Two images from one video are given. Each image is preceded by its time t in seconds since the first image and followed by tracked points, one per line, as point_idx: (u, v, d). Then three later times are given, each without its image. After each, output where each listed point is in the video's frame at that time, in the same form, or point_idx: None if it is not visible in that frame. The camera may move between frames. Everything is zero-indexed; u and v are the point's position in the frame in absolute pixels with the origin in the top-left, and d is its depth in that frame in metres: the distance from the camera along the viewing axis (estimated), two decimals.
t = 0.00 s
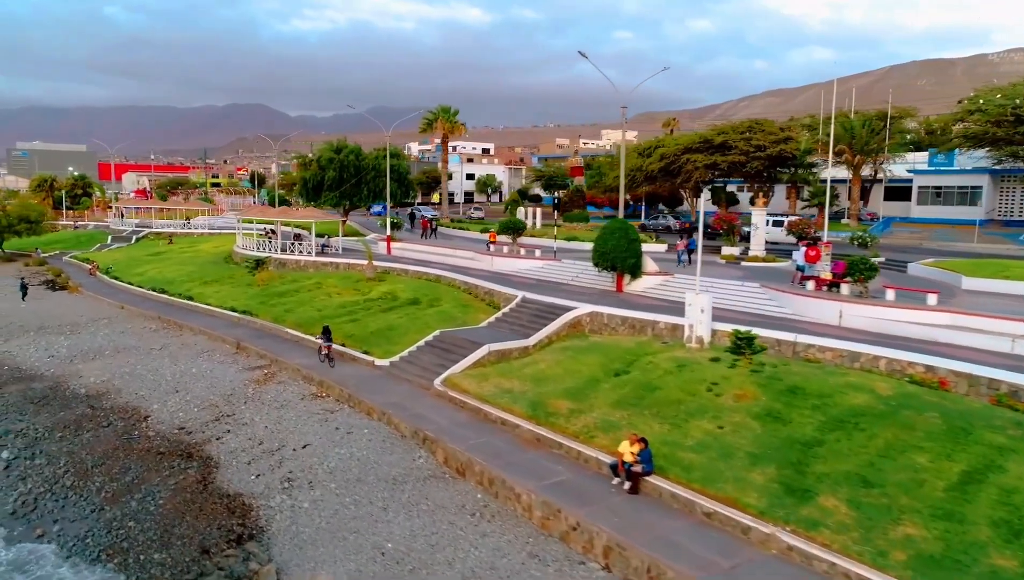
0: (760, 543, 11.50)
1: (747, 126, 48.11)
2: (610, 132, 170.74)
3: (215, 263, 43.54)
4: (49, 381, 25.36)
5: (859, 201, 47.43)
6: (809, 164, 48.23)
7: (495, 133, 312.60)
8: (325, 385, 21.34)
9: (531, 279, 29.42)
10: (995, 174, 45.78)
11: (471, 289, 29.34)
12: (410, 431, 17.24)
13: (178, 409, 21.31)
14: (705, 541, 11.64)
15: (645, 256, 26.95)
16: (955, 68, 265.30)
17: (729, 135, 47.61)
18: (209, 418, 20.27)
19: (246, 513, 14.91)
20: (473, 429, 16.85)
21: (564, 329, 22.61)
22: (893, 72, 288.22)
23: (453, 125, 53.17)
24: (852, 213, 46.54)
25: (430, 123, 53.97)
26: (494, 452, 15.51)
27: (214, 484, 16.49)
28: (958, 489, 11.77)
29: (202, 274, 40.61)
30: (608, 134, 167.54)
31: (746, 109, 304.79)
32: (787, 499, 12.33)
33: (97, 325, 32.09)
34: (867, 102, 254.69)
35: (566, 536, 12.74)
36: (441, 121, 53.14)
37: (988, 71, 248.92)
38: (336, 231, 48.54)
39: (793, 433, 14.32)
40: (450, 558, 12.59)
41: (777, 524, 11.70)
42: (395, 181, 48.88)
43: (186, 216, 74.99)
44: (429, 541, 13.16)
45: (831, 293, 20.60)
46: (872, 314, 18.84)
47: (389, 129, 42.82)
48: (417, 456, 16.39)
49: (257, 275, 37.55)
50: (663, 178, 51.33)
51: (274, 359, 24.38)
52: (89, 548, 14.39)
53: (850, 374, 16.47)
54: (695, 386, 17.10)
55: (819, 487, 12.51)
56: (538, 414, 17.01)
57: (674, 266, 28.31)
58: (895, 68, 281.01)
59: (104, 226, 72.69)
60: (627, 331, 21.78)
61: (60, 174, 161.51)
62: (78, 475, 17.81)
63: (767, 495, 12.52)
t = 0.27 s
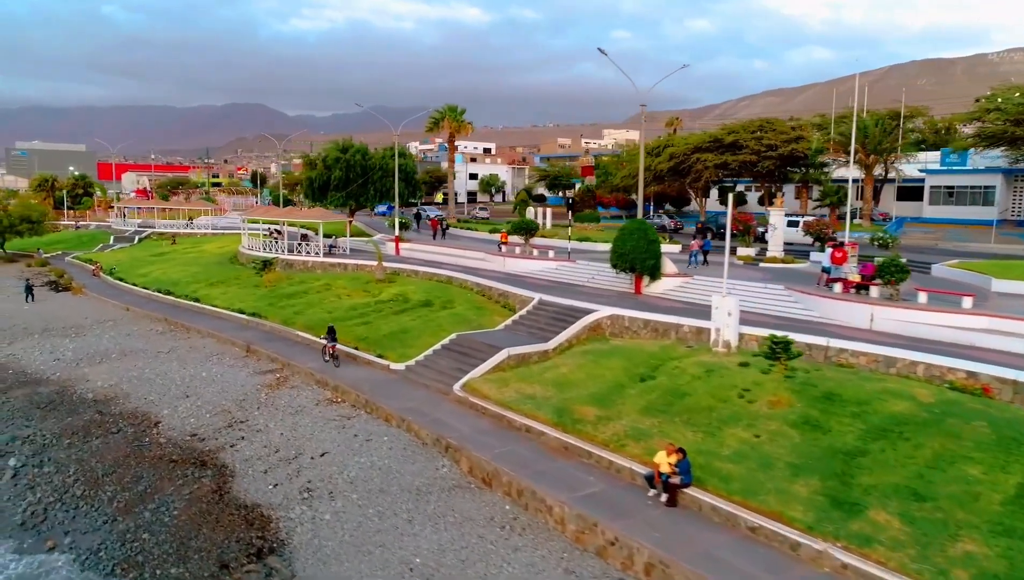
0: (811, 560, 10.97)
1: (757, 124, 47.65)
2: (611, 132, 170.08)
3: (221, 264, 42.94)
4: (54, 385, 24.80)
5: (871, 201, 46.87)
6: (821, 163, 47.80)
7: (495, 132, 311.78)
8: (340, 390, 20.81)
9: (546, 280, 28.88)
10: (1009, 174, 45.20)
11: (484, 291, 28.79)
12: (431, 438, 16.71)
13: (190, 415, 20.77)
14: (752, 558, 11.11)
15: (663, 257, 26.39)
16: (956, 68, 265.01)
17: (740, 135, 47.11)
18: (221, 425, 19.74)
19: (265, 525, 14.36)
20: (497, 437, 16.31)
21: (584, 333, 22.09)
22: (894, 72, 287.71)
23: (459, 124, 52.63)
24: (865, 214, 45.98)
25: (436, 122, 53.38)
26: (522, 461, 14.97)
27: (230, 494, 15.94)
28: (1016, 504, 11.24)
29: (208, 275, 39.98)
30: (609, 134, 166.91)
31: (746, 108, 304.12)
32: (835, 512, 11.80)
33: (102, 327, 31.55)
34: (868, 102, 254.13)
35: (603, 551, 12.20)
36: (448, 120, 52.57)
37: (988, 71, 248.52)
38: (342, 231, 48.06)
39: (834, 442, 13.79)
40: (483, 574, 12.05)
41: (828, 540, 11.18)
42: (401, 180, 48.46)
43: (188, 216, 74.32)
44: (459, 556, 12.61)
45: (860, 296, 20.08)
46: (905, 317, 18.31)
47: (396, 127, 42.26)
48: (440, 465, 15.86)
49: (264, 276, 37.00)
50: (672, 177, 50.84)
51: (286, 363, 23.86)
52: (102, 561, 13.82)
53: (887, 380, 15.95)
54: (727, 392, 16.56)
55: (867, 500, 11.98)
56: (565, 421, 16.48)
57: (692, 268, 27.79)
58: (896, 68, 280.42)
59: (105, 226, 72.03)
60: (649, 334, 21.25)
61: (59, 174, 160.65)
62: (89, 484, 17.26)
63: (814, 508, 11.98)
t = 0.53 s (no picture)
0: None
1: (769, 124, 47.21)
2: (612, 132, 169.48)
3: (227, 266, 42.26)
4: (61, 391, 24.13)
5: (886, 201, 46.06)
6: (835, 163, 47.10)
7: (494, 132, 311.12)
8: (359, 397, 20.16)
9: (563, 282, 28.25)
10: None
11: (501, 293, 28.17)
12: (459, 449, 16.08)
13: (204, 422, 20.13)
14: None
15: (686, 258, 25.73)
16: (956, 67, 264.69)
17: (752, 134, 46.61)
18: (237, 433, 19.10)
19: (290, 541, 13.68)
20: (528, 447, 15.67)
21: (608, 337, 21.47)
22: (894, 71, 287.31)
23: (467, 123, 51.96)
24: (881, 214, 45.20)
25: (443, 121, 52.71)
26: (557, 474, 14.34)
27: (251, 508, 15.26)
28: None
29: (214, 277, 39.33)
30: (611, 134, 166.29)
31: (745, 108, 303.60)
32: (899, 531, 11.18)
33: (108, 330, 30.88)
34: (869, 101, 253.61)
35: (651, 571, 11.57)
36: (456, 119, 51.86)
37: (989, 70, 248.24)
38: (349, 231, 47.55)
39: (887, 454, 13.17)
40: None
41: (894, 561, 10.54)
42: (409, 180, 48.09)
43: (190, 216, 73.65)
44: (498, 575, 11.95)
45: (896, 300, 19.45)
46: (946, 323, 17.66)
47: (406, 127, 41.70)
48: (470, 477, 15.22)
49: (272, 277, 36.33)
50: (683, 177, 50.33)
51: (300, 368, 23.24)
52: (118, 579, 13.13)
53: (934, 389, 15.35)
54: (767, 401, 15.93)
55: (930, 518, 11.37)
56: (598, 431, 15.86)
57: (715, 270, 27.13)
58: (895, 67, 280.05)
59: (107, 227, 71.32)
60: (677, 339, 20.63)
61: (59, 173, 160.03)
62: (102, 496, 16.59)
63: (874, 526, 11.36)
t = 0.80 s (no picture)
0: None
1: (783, 123, 46.82)
2: (613, 132, 168.98)
3: (235, 267, 41.63)
4: (70, 397, 23.44)
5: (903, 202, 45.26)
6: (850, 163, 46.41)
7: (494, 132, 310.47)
8: (380, 405, 19.53)
9: (583, 285, 27.63)
10: None
11: (519, 296, 27.55)
12: (491, 461, 15.46)
13: (219, 431, 19.48)
14: None
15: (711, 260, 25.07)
16: (956, 67, 264.58)
17: (765, 134, 46.15)
18: (256, 443, 18.45)
19: (319, 559, 12.99)
20: (564, 459, 15.05)
21: (636, 342, 20.86)
22: (894, 71, 287.14)
23: (476, 122, 51.25)
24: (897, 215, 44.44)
25: (451, 120, 52.12)
26: (597, 489, 13.71)
27: (275, 523, 14.58)
28: None
29: (222, 278, 38.67)
30: (612, 134, 165.77)
31: (745, 107, 303.26)
32: (972, 553, 10.55)
33: (115, 334, 30.23)
34: (869, 101, 253.34)
35: None
36: (464, 118, 51.10)
37: (989, 70, 248.16)
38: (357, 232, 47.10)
39: (947, 469, 12.56)
40: None
41: None
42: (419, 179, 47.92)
43: (193, 216, 72.86)
44: None
45: (935, 305, 18.84)
46: (993, 328, 17.02)
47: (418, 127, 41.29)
48: (504, 492, 14.59)
49: (281, 279, 35.68)
50: (694, 178, 49.89)
51: (317, 374, 22.62)
52: None
53: (987, 398, 14.74)
54: (811, 411, 15.31)
55: (1003, 538, 10.77)
56: (636, 442, 15.24)
57: (738, 272, 26.50)
58: (895, 67, 279.94)
59: (109, 227, 70.54)
60: (707, 344, 20.04)
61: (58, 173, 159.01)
62: (117, 510, 15.90)
63: (944, 547, 10.75)
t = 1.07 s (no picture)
0: None
1: (792, 123, 46.47)
2: (612, 132, 168.53)
3: (238, 269, 40.99)
4: (74, 404, 22.79)
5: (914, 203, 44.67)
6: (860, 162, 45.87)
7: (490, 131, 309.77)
8: (397, 412, 18.98)
9: (598, 287, 27.11)
10: None
11: (533, 299, 27.01)
12: (518, 472, 14.92)
13: (231, 439, 18.90)
14: None
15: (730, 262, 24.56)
16: (952, 67, 265.08)
17: (774, 134, 45.84)
18: (270, 452, 17.88)
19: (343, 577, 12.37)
20: (594, 471, 14.52)
21: (658, 347, 20.35)
22: (889, 71, 287.63)
23: (480, 122, 50.57)
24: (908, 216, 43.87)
25: (455, 119, 51.49)
26: (632, 503, 13.19)
27: (294, 538, 13.96)
28: None
29: (225, 280, 38.05)
30: (611, 133, 165.33)
31: (741, 107, 303.31)
32: None
33: (119, 338, 29.59)
34: (866, 100, 253.41)
35: None
36: (469, 117, 50.47)
37: (985, 69, 248.66)
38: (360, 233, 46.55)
39: (1000, 482, 12.08)
40: None
41: None
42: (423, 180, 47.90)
43: (191, 216, 72.08)
44: None
45: (967, 309, 18.39)
46: None
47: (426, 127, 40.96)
48: (534, 505, 14.05)
49: (286, 281, 35.05)
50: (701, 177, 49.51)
51: (329, 379, 22.08)
52: None
53: None
54: (849, 420, 14.81)
55: None
56: (669, 453, 14.71)
57: (757, 274, 25.99)
58: (891, 67, 280.46)
59: (106, 228, 69.59)
60: (733, 349, 19.54)
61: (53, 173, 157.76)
62: (129, 524, 15.28)
63: (1007, 567, 10.26)
